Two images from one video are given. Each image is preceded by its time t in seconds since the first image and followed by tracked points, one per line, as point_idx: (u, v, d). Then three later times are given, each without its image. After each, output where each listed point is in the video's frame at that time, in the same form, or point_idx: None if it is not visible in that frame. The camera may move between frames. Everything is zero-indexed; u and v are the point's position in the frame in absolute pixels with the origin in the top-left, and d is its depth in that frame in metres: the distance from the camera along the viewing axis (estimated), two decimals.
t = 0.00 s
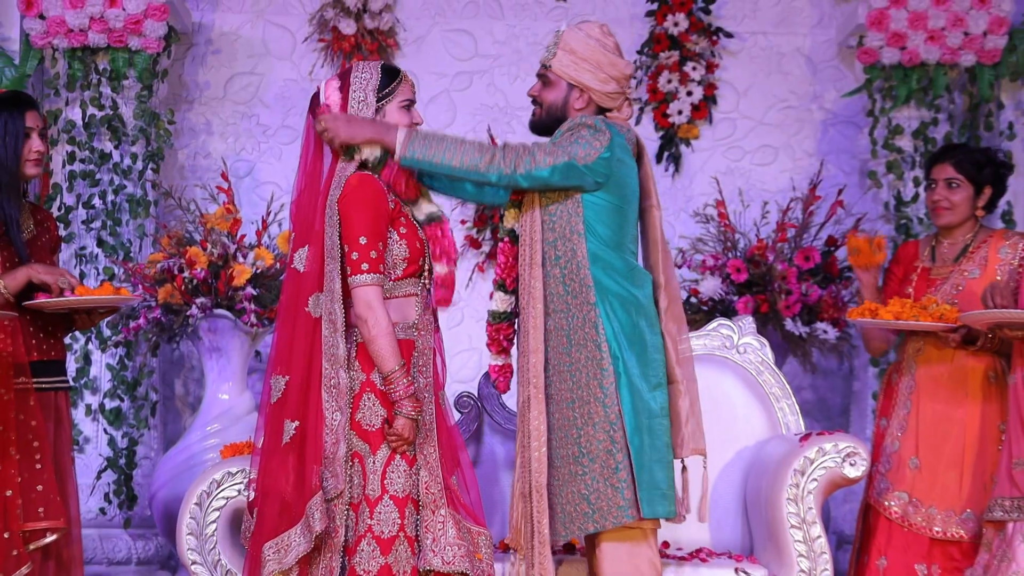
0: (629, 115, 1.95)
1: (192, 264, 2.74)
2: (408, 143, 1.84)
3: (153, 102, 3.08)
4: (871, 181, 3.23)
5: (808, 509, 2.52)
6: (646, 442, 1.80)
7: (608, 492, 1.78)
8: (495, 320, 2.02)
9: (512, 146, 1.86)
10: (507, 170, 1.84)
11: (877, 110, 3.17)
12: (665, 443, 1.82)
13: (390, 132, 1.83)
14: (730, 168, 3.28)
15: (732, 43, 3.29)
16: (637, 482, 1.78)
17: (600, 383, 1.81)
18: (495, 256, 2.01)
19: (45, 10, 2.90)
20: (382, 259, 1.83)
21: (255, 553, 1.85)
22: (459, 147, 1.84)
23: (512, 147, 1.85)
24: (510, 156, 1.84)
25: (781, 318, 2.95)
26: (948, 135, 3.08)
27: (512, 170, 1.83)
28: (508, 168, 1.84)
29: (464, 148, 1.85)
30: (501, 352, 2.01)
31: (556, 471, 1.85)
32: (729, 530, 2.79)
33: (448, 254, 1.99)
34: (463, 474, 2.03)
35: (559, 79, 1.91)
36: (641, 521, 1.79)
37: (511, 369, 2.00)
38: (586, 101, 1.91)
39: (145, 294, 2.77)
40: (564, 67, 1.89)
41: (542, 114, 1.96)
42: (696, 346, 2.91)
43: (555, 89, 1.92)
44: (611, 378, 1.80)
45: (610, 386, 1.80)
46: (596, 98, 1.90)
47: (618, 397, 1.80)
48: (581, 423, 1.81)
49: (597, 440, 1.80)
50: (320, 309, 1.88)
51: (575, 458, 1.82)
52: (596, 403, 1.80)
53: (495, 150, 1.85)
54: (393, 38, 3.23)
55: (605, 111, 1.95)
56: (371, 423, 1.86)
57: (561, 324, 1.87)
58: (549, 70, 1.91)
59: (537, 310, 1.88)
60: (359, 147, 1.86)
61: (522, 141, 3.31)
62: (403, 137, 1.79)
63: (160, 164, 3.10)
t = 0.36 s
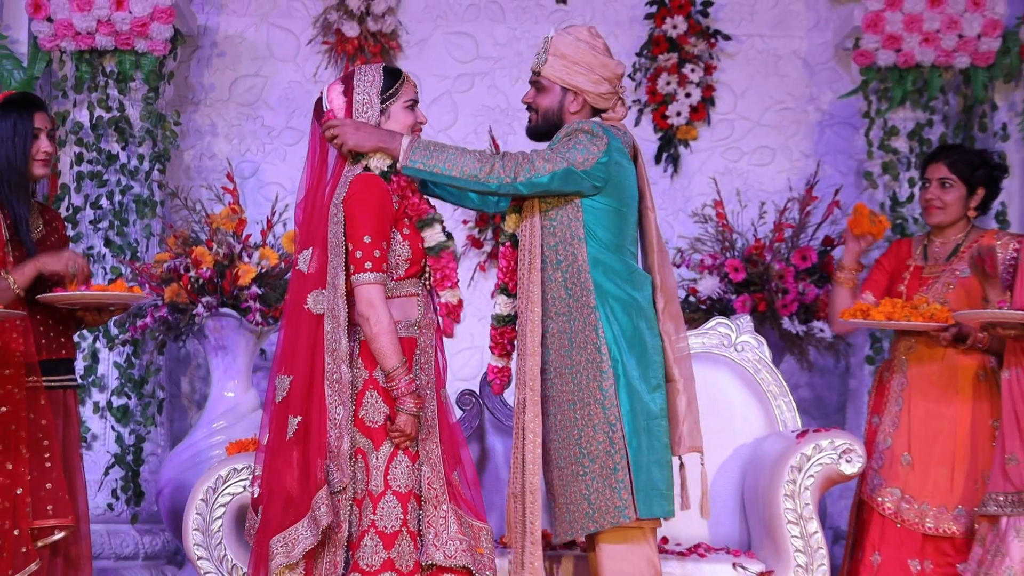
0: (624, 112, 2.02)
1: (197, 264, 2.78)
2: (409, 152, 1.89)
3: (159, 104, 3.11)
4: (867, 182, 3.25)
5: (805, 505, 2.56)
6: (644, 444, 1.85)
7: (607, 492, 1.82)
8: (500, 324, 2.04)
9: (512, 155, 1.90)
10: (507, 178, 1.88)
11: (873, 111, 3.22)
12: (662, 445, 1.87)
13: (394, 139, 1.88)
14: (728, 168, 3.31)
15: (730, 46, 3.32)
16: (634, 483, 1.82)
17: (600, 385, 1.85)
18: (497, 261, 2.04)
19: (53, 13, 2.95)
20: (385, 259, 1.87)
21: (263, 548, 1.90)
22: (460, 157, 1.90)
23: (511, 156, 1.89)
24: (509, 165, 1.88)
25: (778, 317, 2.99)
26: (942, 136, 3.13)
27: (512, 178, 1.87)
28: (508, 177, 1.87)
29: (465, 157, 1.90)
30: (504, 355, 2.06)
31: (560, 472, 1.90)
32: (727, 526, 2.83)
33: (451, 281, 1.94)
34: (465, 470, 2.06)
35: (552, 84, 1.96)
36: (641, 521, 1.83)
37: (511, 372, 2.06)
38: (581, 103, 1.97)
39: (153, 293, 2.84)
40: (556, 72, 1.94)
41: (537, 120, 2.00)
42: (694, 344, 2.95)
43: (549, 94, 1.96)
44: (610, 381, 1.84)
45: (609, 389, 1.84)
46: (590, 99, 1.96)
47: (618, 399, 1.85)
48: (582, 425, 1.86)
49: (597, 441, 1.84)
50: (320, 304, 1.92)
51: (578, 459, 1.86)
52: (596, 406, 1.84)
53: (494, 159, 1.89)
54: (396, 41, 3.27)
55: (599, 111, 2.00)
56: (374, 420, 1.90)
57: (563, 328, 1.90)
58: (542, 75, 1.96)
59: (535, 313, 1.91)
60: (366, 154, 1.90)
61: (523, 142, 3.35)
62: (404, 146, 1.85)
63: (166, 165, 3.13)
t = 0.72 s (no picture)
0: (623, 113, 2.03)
1: (198, 263, 2.79)
2: (409, 135, 1.87)
3: (160, 104, 3.12)
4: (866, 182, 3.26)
5: (805, 504, 2.58)
6: (644, 438, 1.86)
7: (612, 487, 1.83)
8: (506, 324, 2.01)
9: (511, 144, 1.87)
10: (505, 168, 1.85)
11: (872, 111, 3.23)
12: (661, 440, 1.87)
13: (392, 124, 1.87)
14: (728, 168, 3.32)
15: (729, 46, 3.33)
16: (637, 475, 1.83)
17: (602, 380, 1.86)
18: (498, 259, 2.02)
19: (55, 14, 2.96)
20: (381, 255, 1.89)
21: (263, 546, 1.89)
22: (458, 144, 1.86)
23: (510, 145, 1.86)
24: (508, 153, 1.85)
25: (778, 316, 3.00)
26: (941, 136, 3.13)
27: (511, 167, 1.85)
28: (506, 165, 1.85)
29: (463, 144, 1.87)
30: (509, 353, 2.05)
31: (566, 467, 1.90)
32: (726, 524, 2.84)
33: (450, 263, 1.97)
34: (466, 468, 2.08)
35: (552, 86, 1.96)
36: (642, 516, 1.84)
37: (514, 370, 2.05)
38: (581, 105, 1.98)
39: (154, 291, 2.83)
40: (557, 73, 1.94)
41: (537, 121, 2.00)
42: (694, 344, 2.96)
43: (549, 95, 1.97)
44: (612, 375, 1.85)
45: (611, 382, 1.85)
46: (591, 101, 1.97)
47: (619, 393, 1.85)
48: (586, 420, 1.86)
49: (601, 436, 1.85)
50: (328, 305, 1.91)
51: (584, 456, 1.87)
52: (599, 400, 1.85)
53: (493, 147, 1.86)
54: (396, 42, 3.28)
55: (599, 112, 2.01)
56: (373, 418, 1.91)
57: (565, 324, 1.91)
58: (542, 77, 1.96)
59: (535, 311, 1.91)
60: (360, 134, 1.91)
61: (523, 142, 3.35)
62: (403, 129, 1.82)
63: (167, 165, 3.14)
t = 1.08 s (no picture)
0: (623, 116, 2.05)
1: (202, 262, 2.82)
2: (408, 135, 1.91)
3: (164, 105, 3.14)
4: (864, 182, 3.27)
5: (803, 502, 2.61)
6: (648, 433, 1.88)
7: (615, 482, 1.86)
8: (507, 321, 2.01)
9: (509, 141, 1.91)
10: (502, 164, 1.88)
11: (870, 112, 3.25)
12: (665, 435, 1.89)
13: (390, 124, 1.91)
14: (727, 169, 3.34)
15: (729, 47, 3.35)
16: (640, 470, 1.86)
17: (604, 375, 1.88)
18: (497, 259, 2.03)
19: (60, 15, 2.98)
20: (375, 249, 1.90)
21: (267, 542, 1.91)
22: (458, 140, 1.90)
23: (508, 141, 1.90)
24: (506, 148, 1.89)
25: (777, 315, 3.02)
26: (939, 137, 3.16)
27: (507, 163, 1.88)
28: (504, 161, 1.89)
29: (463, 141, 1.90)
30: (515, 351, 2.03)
31: (568, 463, 1.93)
32: (726, 522, 2.86)
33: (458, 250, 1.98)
34: (466, 468, 2.08)
35: (554, 86, 1.98)
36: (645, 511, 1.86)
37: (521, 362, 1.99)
38: (582, 106, 1.99)
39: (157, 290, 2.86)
40: (558, 75, 1.97)
41: (538, 121, 2.03)
42: (694, 343, 2.98)
43: (551, 96, 1.99)
44: (614, 370, 1.88)
45: (614, 378, 1.87)
46: (592, 103, 1.99)
47: (621, 388, 1.87)
48: (589, 416, 1.88)
49: (603, 432, 1.87)
50: (331, 304, 1.94)
51: (587, 452, 1.89)
52: (601, 396, 1.87)
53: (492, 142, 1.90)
54: (398, 42, 3.31)
55: (599, 114, 2.03)
56: (370, 416, 1.93)
57: (565, 321, 1.93)
58: (544, 78, 1.99)
59: (533, 308, 1.94)
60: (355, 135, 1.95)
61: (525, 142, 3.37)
62: (402, 128, 1.86)
63: (171, 165, 3.16)
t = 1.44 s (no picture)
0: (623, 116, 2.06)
1: (204, 262, 2.83)
2: (408, 151, 1.88)
3: (166, 105, 3.15)
4: (864, 181, 3.28)
5: (803, 500, 2.64)
6: (652, 434, 1.89)
7: (620, 483, 1.87)
8: (504, 322, 2.02)
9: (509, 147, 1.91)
10: (507, 172, 1.89)
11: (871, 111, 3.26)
12: (669, 436, 1.90)
13: (391, 141, 1.89)
14: (727, 168, 3.34)
15: (729, 47, 3.36)
16: (645, 471, 1.87)
17: (608, 377, 1.89)
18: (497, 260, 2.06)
19: (62, 15, 2.99)
20: (370, 244, 1.90)
21: (268, 536, 1.93)
22: (458, 150, 1.88)
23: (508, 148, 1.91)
24: (509, 157, 1.89)
25: (776, 314, 3.04)
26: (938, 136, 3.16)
27: (512, 171, 1.89)
28: (508, 170, 1.89)
29: (463, 152, 1.90)
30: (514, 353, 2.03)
31: (571, 464, 1.95)
32: (725, 519, 2.88)
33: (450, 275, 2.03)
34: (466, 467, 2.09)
35: (554, 86, 1.99)
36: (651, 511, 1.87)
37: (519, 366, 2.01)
38: (582, 106, 2.00)
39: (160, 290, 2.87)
40: (559, 74, 1.98)
41: (539, 121, 2.03)
42: (694, 342, 3.00)
43: (551, 95, 2.00)
44: (618, 372, 1.89)
45: (618, 379, 1.88)
46: (592, 103, 2.00)
47: (625, 390, 1.89)
48: (593, 417, 1.90)
49: (607, 433, 1.89)
50: (331, 303, 1.97)
51: (591, 453, 1.91)
52: (605, 397, 1.89)
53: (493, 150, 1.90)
54: (399, 42, 3.31)
55: (599, 114, 2.04)
56: (367, 414, 1.95)
57: (568, 322, 1.95)
58: (544, 77, 2.00)
59: (532, 308, 1.95)
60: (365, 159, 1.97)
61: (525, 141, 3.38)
62: (403, 146, 1.83)
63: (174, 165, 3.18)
